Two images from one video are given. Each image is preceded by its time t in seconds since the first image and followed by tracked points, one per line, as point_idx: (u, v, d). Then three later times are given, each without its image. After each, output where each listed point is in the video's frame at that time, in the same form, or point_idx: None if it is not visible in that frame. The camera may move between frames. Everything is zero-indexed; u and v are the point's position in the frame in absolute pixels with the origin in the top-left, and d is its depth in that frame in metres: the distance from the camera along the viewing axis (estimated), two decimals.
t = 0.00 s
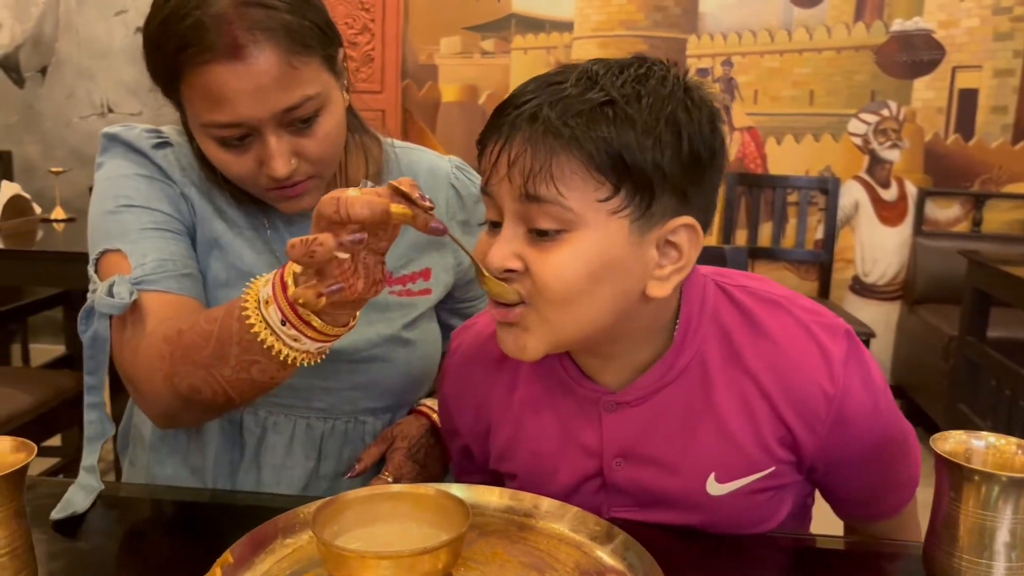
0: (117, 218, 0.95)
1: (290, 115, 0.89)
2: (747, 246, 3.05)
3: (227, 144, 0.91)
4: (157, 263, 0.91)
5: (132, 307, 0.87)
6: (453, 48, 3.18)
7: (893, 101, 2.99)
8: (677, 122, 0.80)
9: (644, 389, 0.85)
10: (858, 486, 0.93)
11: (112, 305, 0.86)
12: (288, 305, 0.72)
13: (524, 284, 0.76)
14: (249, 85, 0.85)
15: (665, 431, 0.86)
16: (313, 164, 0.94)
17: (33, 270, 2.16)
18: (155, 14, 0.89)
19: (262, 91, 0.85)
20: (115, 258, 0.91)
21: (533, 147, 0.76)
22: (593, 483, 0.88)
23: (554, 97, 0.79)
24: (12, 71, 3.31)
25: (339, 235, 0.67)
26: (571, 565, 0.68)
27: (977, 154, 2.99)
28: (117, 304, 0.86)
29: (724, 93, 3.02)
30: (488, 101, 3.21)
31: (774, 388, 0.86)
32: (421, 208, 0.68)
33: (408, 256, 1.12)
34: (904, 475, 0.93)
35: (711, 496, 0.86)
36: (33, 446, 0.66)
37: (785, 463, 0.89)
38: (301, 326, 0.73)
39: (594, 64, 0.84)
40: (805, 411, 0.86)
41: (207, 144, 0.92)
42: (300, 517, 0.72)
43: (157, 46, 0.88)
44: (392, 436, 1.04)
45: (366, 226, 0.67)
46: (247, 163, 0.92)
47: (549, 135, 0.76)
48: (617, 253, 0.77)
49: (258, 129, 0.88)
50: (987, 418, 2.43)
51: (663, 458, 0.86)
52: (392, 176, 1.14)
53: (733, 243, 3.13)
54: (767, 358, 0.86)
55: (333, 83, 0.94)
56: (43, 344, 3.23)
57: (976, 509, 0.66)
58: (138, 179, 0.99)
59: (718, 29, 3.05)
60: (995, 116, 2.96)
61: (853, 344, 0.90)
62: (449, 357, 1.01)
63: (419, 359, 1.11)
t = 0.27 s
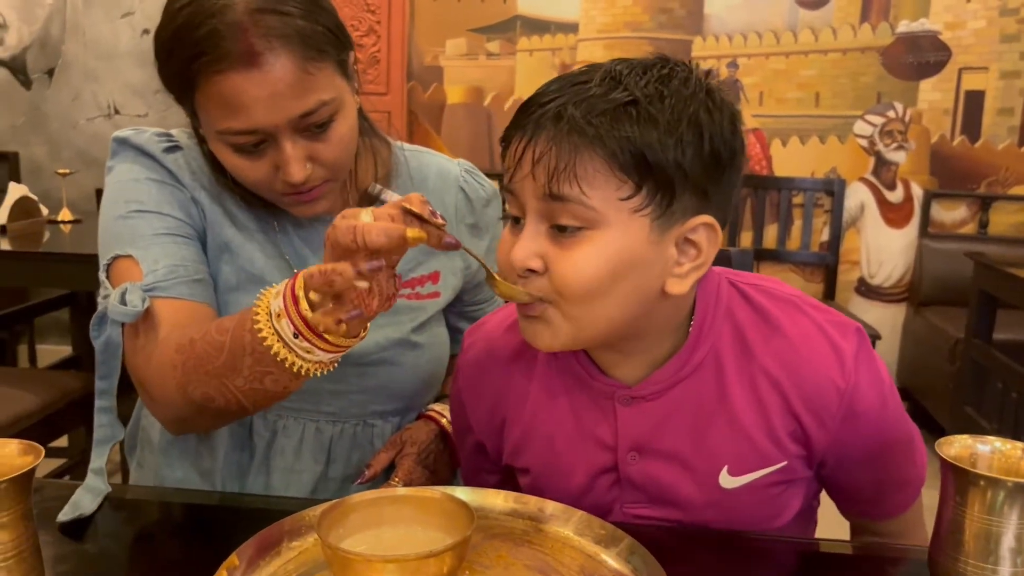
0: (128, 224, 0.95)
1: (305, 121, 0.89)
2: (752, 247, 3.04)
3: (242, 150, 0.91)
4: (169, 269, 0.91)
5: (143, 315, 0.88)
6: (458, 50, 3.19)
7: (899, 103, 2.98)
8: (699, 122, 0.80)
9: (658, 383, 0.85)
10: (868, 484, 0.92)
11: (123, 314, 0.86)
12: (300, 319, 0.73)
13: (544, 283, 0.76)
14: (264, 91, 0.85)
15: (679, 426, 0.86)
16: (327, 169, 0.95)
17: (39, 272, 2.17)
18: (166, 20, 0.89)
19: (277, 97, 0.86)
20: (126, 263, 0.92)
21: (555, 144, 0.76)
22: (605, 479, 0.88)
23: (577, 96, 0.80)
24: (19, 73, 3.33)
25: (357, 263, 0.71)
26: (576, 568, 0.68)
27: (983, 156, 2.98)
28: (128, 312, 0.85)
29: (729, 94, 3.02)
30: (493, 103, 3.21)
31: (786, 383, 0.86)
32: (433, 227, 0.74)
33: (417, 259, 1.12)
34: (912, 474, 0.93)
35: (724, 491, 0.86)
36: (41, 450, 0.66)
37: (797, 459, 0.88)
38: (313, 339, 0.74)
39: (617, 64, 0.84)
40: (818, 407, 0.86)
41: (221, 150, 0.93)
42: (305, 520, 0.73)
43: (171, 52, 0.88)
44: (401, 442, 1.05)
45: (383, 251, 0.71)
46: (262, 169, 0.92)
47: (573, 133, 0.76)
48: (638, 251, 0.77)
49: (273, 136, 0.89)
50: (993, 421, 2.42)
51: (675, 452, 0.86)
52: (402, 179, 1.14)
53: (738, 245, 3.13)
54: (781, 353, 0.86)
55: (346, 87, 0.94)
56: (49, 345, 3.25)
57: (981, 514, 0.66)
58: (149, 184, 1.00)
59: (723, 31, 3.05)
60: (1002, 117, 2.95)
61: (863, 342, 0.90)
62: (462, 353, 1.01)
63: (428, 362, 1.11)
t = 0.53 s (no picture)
0: (140, 237, 0.97)
1: (320, 129, 0.90)
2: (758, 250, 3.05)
3: (257, 158, 0.92)
4: (180, 285, 0.93)
5: (157, 335, 0.90)
6: (464, 53, 3.20)
7: (906, 105, 2.98)
8: (701, 118, 0.80)
9: (664, 374, 0.86)
10: (871, 474, 0.93)
11: (139, 335, 0.87)
12: (312, 358, 0.75)
13: (550, 282, 0.77)
14: (281, 101, 0.86)
15: (685, 416, 0.86)
16: (342, 175, 0.96)
17: (48, 276, 2.18)
18: (180, 30, 0.90)
19: (293, 106, 0.87)
20: (141, 280, 0.94)
21: (559, 142, 0.77)
22: (613, 470, 0.89)
23: (581, 94, 0.80)
24: (28, 77, 3.35)
25: (384, 355, 0.70)
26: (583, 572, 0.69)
27: (991, 157, 2.98)
28: (143, 333, 0.87)
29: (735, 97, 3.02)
30: (499, 106, 3.22)
31: (790, 372, 0.86)
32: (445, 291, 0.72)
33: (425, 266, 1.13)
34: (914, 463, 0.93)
35: (731, 482, 0.86)
36: (55, 455, 0.67)
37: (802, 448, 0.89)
38: (326, 374, 0.76)
39: (621, 63, 0.84)
40: (821, 396, 0.86)
41: (236, 158, 0.94)
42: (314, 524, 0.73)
43: (186, 62, 0.89)
44: (409, 450, 1.05)
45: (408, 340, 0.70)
46: (277, 177, 0.93)
47: (576, 130, 0.77)
48: (644, 247, 0.77)
49: (288, 144, 0.90)
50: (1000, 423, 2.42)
51: (682, 442, 0.86)
52: (410, 186, 1.15)
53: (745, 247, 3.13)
54: (784, 343, 0.87)
55: (359, 95, 0.95)
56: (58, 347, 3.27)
57: (985, 519, 0.66)
58: (159, 196, 1.01)
59: (730, 33, 3.05)
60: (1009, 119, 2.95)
61: (862, 332, 0.91)
62: (467, 353, 1.01)
63: (435, 368, 1.12)
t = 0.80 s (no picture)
0: (141, 249, 0.98)
1: (329, 134, 0.91)
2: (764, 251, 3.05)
3: (265, 163, 0.93)
4: (175, 301, 0.94)
5: (153, 353, 0.91)
6: (470, 56, 3.21)
7: (911, 107, 2.98)
8: (685, 113, 0.80)
9: (671, 366, 0.87)
10: (874, 466, 0.93)
11: (134, 356, 0.89)
12: (287, 390, 0.78)
13: (562, 291, 0.78)
14: (291, 105, 0.87)
15: (692, 406, 0.87)
16: (349, 179, 0.97)
17: (57, 278, 2.20)
18: (188, 38, 0.91)
19: (304, 111, 0.88)
20: (139, 295, 0.95)
21: (553, 160, 0.78)
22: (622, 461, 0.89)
23: (567, 107, 0.81)
24: (37, 80, 3.37)
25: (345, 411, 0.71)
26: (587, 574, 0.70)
27: (997, 159, 2.98)
28: (139, 354, 0.89)
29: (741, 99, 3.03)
30: (505, 108, 3.23)
31: (793, 362, 0.87)
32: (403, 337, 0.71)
33: (428, 271, 1.14)
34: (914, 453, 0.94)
35: (738, 472, 0.87)
36: (67, 458, 0.68)
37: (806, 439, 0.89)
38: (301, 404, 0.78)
39: (603, 66, 0.84)
40: (824, 386, 0.87)
41: (244, 163, 0.94)
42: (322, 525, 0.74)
43: (195, 69, 0.90)
44: (418, 461, 1.07)
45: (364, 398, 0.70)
46: (285, 182, 0.94)
47: (568, 146, 0.78)
48: (648, 248, 0.78)
49: (296, 149, 0.91)
50: (1006, 425, 2.42)
51: (690, 431, 0.87)
52: (414, 193, 1.17)
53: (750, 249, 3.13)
54: (787, 334, 0.88)
55: (366, 100, 0.96)
56: (67, 349, 3.29)
57: (985, 522, 0.67)
58: (160, 206, 1.02)
59: (735, 35, 3.05)
60: (1015, 120, 2.94)
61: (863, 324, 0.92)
62: (479, 350, 1.02)
63: (436, 372, 1.13)
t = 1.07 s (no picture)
0: (129, 260, 1.02)
1: (340, 134, 0.93)
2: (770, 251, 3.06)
3: (274, 160, 0.94)
4: (155, 317, 0.99)
5: (129, 374, 0.97)
6: (476, 57, 3.22)
7: (917, 107, 2.98)
8: (728, 116, 0.81)
9: (699, 349, 0.90)
10: (877, 441, 0.99)
11: (111, 378, 0.96)
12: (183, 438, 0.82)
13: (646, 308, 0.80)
14: (305, 103, 0.89)
15: (718, 388, 0.91)
16: (356, 178, 0.98)
17: (69, 278, 2.22)
18: (199, 41, 0.93)
19: (318, 110, 0.90)
20: (124, 311, 1.01)
21: (632, 194, 0.77)
22: (649, 441, 0.92)
23: (623, 135, 0.79)
24: (47, 83, 3.39)
25: (213, 483, 0.76)
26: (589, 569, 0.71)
27: (1003, 159, 2.98)
28: (115, 377, 0.96)
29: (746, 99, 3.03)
30: (511, 110, 3.25)
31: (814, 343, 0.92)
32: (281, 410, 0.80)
33: (425, 274, 1.15)
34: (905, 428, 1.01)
35: (761, 449, 0.91)
36: (82, 454, 0.70)
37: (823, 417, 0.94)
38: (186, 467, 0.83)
39: (632, 74, 0.82)
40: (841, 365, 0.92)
41: (253, 160, 0.95)
42: (329, 521, 0.76)
43: (208, 67, 0.92)
44: (426, 482, 1.05)
45: (235, 470, 0.76)
46: (294, 180, 0.95)
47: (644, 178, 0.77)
48: (715, 252, 0.81)
49: (307, 148, 0.92)
50: (1012, 424, 2.43)
51: (716, 409, 0.91)
52: (416, 196, 1.17)
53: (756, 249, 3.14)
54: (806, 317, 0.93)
55: (374, 102, 0.98)
56: (76, 350, 3.31)
57: (982, 517, 0.68)
58: (152, 215, 1.05)
59: (740, 36, 3.06)
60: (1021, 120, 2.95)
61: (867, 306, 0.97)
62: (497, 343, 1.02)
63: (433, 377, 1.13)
